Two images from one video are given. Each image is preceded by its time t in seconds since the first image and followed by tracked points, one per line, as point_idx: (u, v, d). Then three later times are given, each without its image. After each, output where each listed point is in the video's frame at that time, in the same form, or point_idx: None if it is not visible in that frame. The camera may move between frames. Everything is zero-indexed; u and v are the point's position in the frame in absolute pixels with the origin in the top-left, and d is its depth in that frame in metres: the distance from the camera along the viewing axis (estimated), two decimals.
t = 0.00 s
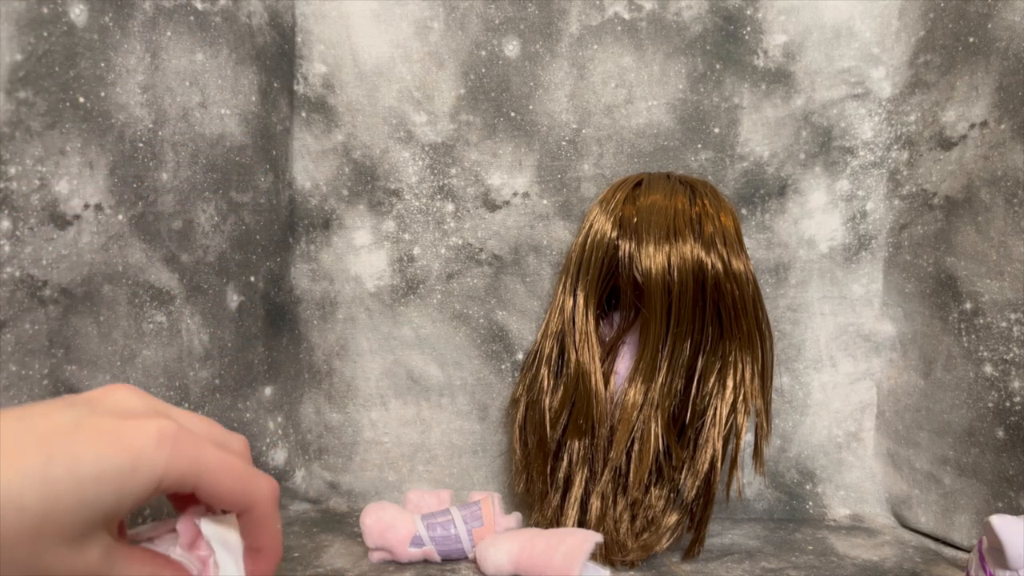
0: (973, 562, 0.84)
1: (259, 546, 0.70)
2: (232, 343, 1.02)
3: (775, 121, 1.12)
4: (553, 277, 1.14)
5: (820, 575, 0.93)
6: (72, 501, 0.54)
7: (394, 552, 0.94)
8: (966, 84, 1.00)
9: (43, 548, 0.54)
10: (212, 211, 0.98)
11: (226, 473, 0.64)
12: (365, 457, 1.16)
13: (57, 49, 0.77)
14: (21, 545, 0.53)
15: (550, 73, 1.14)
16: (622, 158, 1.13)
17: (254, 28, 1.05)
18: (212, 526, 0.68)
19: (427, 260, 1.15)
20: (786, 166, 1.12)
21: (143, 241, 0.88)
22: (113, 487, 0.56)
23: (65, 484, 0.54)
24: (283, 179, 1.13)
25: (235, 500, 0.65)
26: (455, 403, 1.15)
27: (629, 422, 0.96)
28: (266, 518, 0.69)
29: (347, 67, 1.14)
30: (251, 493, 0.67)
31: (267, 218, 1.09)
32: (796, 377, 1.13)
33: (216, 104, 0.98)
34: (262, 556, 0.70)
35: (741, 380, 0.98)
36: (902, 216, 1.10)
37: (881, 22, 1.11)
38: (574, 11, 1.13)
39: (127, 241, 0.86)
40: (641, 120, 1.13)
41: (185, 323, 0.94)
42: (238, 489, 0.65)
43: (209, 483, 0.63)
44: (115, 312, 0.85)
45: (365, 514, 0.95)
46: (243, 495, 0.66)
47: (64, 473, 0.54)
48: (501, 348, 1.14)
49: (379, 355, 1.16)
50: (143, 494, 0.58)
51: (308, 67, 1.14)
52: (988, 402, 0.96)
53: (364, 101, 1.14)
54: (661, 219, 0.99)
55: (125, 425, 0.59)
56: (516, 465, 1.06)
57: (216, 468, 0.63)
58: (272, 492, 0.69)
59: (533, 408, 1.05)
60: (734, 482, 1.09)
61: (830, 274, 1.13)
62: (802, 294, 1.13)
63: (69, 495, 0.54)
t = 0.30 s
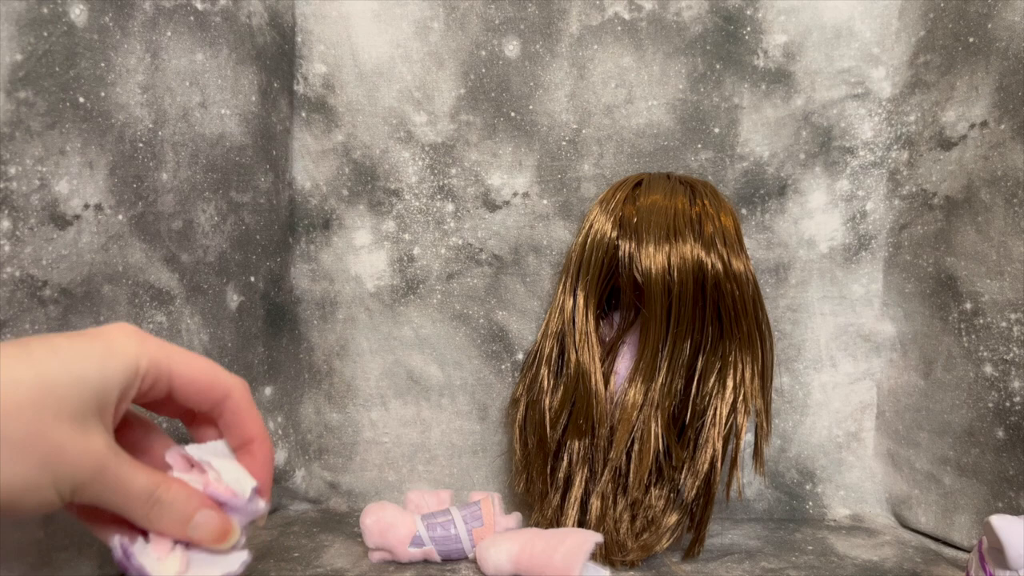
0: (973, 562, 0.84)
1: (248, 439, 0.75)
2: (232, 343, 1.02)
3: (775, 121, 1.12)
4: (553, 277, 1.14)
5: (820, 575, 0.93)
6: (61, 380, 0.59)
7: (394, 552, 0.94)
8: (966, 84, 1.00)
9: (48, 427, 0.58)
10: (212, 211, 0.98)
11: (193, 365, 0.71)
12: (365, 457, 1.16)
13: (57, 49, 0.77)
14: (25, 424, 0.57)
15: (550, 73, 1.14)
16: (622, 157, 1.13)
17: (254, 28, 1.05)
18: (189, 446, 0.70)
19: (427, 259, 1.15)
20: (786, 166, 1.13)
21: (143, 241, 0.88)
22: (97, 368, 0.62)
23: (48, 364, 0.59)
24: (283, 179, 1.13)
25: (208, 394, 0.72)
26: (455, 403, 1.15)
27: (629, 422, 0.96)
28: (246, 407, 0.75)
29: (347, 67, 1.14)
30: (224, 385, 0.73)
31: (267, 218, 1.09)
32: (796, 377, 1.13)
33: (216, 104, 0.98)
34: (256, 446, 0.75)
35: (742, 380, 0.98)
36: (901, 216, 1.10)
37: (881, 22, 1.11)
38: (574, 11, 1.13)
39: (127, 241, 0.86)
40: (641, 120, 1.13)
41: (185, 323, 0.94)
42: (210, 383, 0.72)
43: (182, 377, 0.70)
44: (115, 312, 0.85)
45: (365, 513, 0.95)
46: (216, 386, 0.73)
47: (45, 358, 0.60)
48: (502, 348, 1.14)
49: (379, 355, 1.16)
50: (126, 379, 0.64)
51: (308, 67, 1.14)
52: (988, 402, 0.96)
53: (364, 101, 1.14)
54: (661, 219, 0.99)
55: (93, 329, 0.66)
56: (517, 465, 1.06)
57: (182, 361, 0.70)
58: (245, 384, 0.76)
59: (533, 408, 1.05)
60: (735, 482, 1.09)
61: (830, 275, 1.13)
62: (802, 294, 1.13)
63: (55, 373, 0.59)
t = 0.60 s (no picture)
0: (974, 563, 0.84)
1: (327, 271, 0.77)
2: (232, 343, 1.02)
3: (775, 121, 1.12)
4: (553, 277, 1.14)
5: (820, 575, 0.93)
6: (114, 233, 0.57)
7: (394, 552, 0.94)
8: (966, 84, 1.00)
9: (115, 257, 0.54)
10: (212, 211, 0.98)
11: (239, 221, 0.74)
12: (365, 457, 1.15)
13: (57, 49, 0.77)
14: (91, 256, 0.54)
15: (550, 73, 1.14)
16: (622, 157, 1.13)
17: (255, 28, 1.05)
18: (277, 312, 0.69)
19: (427, 259, 1.15)
20: (786, 166, 1.13)
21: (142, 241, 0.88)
22: (156, 224, 0.62)
23: (102, 224, 0.58)
24: (283, 179, 1.13)
25: (267, 254, 0.76)
26: (455, 403, 1.15)
27: (629, 422, 0.96)
28: (311, 244, 0.77)
29: (347, 67, 1.14)
30: (280, 234, 0.75)
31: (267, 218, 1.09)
32: (796, 377, 1.13)
33: (216, 105, 0.98)
34: (341, 273, 0.78)
35: (742, 380, 0.98)
36: (901, 216, 1.10)
37: (882, 22, 1.11)
38: (574, 11, 1.13)
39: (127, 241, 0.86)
40: (641, 120, 1.13)
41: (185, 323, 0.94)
42: (262, 234, 0.75)
43: (232, 234, 0.73)
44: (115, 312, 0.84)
45: (365, 514, 0.96)
46: (271, 237, 0.75)
47: (100, 221, 0.59)
48: (502, 348, 1.14)
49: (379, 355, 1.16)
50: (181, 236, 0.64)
51: (308, 67, 1.14)
52: (987, 403, 0.96)
53: (364, 101, 1.15)
54: (661, 219, 0.99)
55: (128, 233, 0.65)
56: (517, 465, 1.06)
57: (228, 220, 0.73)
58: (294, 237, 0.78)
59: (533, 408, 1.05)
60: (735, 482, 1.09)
61: (829, 275, 1.13)
62: (802, 294, 1.13)
63: (112, 226, 0.58)
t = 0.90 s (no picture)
0: (975, 563, 0.84)
1: (432, 236, 0.72)
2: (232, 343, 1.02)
3: (775, 121, 1.12)
4: (553, 277, 1.14)
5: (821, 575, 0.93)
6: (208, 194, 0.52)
7: (394, 552, 0.94)
8: (966, 84, 1.00)
9: (216, 220, 0.49)
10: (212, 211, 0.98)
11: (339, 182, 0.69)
12: (365, 457, 1.15)
13: (57, 49, 0.77)
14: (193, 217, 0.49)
15: (550, 72, 1.14)
16: (622, 157, 1.13)
17: (254, 27, 1.05)
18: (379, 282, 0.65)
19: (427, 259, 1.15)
20: (786, 166, 1.13)
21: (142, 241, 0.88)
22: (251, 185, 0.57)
23: (198, 185, 0.53)
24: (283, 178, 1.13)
25: (365, 219, 0.71)
26: (455, 403, 1.16)
27: (629, 422, 0.96)
28: (412, 208, 0.72)
29: (347, 67, 1.14)
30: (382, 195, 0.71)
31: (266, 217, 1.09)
32: (796, 377, 1.13)
33: (216, 104, 0.98)
34: (446, 240, 0.72)
35: (742, 380, 0.98)
36: (902, 216, 1.10)
37: (882, 21, 1.11)
38: (574, 11, 1.13)
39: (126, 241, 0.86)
40: (641, 120, 1.13)
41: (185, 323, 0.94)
42: (362, 197, 0.70)
43: (333, 195, 0.68)
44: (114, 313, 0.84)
45: (365, 514, 0.96)
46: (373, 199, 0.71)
47: (195, 181, 0.54)
48: (502, 348, 1.14)
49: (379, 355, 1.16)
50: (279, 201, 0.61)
51: (308, 67, 1.14)
52: (988, 403, 0.96)
53: (364, 101, 1.14)
54: (661, 219, 0.99)
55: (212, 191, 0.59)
56: (517, 466, 1.06)
57: (330, 181, 0.68)
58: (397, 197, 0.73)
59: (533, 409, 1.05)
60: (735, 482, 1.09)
61: (830, 275, 1.13)
62: (802, 294, 1.13)
63: (209, 187, 0.53)
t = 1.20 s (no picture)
0: (978, 564, 0.84)
1: (484, 171, 0.67)
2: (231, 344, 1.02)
3: (777, 120, 1.12)
4: (553, 278, 1.14)
5: None
6: (231, 176, 0.50)
7: (393, 553, 0.93)
8: (969, 83, 0.99)
9: (249, 230, 0.49)
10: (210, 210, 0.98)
11: (376, 113, 0.63)
12: (365, 457, 1.14)
13: (54, 47, 0.76)
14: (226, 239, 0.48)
15: (551, 71, 1.13)
16: (622, 157, 1.13)
17: (253, 26, 1.04)
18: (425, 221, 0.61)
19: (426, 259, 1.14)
20: (788, 165, 1.12)
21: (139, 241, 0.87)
22: (266, 134, 0.53)
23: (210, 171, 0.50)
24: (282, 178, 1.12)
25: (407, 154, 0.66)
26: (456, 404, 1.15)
27: (630, 423, 0.95)
28: (461, 141, 0.65)
29: (346, 66, 1.14)
30: (420, 124, 0.64)
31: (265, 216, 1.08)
32: (798, 377, 1.13)
33: (215, 103, 0.97)
34: (498, 180, 0.67)
35: (744, 381, 0.97)
36: (904, 216, 1.09)
37: (885, 20, 1.10)
38: (574, 9, 1.12)
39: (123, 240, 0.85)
40: (642, 119, 1.13)
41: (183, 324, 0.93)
42: (402, 130, 0.63)
43: (368, 127, 0.62)
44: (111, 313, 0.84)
45: (364, 515, 0.95)
46: (411, 129, 0.64)
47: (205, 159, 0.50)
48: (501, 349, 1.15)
49: (379, 356, 1.16)
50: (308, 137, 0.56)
51: (307, 66, 1.14)
52: (991, 403, 0.95)
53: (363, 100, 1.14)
54: (662, 219, 0.98)
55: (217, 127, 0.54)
56: (517, 467, 1.06)
57: (364, 110, 0.62)
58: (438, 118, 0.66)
59: (533, 410, 1.05)
60: (738, 483, 1.07)
61: (832, 275, 1.12)
62: (804, 294, 1.12)
63: (223, 170, 0.50)
